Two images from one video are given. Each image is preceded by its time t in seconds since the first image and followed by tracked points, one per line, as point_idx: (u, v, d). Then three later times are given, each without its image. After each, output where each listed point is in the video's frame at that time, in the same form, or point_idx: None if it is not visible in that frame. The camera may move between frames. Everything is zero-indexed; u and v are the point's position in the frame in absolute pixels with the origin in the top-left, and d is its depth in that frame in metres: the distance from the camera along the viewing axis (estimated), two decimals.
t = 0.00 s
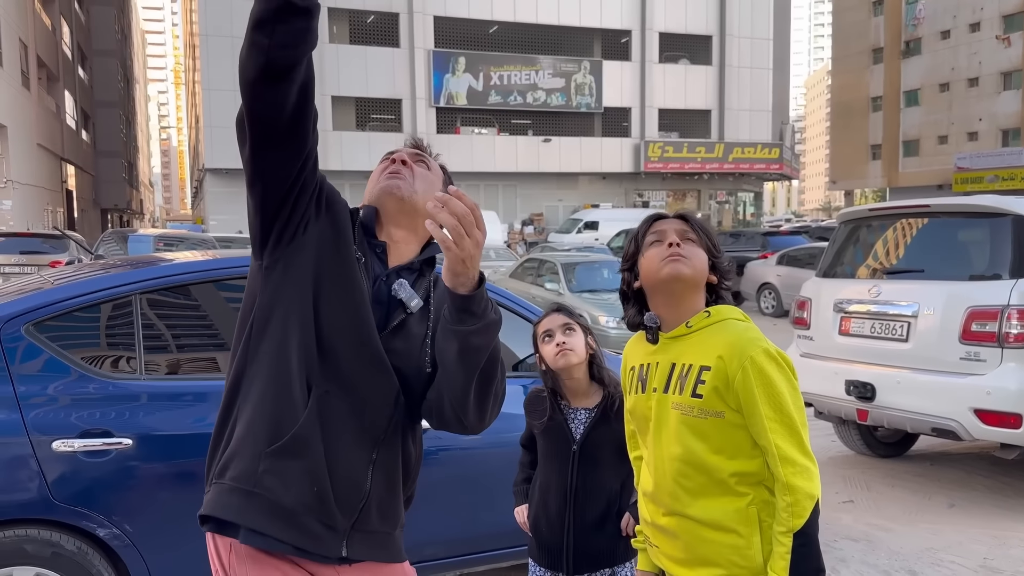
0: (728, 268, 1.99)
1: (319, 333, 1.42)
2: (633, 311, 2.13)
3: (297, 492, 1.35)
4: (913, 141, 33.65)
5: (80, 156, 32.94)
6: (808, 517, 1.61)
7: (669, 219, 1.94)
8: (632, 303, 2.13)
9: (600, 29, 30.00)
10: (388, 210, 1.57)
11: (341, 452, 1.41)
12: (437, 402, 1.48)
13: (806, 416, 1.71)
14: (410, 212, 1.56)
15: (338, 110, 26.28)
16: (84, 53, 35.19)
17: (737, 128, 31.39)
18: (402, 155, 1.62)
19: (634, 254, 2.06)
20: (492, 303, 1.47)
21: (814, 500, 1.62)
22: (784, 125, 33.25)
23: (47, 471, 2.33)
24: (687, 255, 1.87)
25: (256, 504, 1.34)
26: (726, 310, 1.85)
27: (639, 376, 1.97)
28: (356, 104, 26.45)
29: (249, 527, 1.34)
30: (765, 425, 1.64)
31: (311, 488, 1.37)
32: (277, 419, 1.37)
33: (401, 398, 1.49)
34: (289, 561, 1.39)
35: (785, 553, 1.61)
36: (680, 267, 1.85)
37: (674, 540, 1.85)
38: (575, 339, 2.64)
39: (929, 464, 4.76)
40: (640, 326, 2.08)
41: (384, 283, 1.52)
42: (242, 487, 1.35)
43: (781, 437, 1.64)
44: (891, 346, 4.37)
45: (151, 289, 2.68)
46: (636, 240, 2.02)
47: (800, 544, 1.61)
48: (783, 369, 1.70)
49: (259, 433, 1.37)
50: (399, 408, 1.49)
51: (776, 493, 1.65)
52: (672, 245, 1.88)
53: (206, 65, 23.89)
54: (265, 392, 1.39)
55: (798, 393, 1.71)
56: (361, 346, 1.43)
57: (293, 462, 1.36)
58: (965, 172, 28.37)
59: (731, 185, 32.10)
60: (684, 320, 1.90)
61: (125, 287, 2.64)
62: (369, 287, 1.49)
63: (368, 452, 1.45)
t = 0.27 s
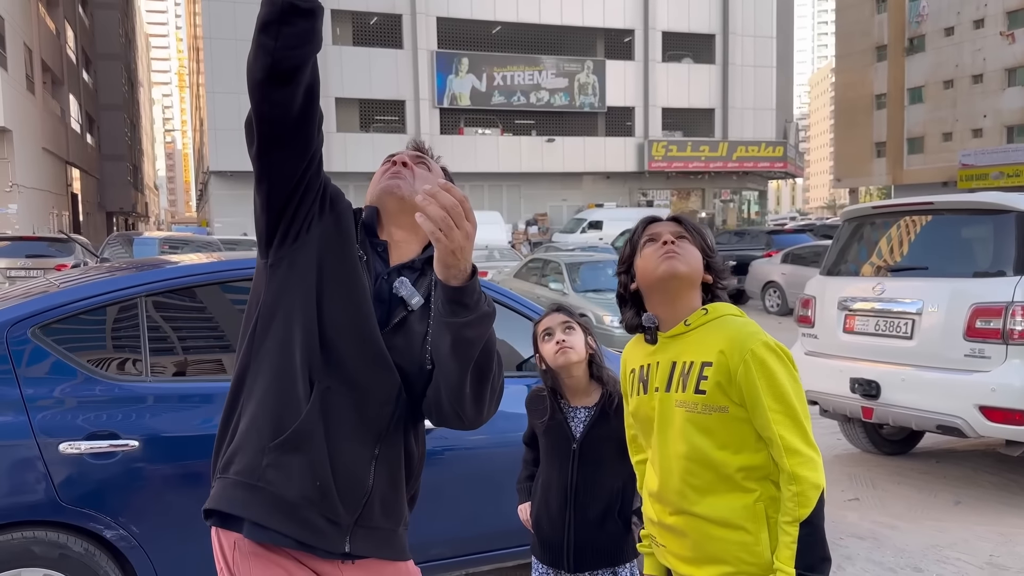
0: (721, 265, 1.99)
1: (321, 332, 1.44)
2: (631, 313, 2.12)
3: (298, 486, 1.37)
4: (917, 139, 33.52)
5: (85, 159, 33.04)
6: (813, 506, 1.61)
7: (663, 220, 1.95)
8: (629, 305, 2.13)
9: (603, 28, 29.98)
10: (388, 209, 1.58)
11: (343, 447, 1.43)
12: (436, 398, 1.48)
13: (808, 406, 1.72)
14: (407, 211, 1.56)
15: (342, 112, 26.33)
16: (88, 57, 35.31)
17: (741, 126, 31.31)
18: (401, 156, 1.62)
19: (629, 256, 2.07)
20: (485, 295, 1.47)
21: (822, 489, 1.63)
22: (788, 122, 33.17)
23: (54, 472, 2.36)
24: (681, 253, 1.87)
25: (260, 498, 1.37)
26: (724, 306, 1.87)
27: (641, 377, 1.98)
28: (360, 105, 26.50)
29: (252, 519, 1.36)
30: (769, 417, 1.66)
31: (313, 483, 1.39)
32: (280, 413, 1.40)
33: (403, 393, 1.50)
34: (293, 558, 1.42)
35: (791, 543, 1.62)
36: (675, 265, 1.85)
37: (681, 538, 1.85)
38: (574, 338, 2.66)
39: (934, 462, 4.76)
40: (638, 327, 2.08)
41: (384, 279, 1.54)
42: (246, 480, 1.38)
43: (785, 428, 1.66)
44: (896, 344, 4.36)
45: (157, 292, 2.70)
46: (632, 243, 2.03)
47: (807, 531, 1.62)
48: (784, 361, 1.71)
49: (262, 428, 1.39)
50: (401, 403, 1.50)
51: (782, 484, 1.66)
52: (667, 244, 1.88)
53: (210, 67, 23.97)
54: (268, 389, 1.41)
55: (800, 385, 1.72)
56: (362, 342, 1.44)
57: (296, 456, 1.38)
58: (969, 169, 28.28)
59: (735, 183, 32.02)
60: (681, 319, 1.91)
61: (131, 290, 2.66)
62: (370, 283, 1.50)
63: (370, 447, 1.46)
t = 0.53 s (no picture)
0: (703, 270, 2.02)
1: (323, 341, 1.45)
2: (621, 323, 2.13)
3: (306, 491, 1.39)
4: (922, 137, 33.38)
5: (90, 164, 33.20)
6: (831, 480, 1.68)
7: (644, 231, 1.99)
8: (619, 316, 2.14)
9: (605, 30, 30.00)
10: (394, 221, 1.60)
11: (350, 451, 1.44)
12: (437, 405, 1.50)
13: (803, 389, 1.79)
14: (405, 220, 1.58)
15: (346, 115, 26.45)
16: (93, 63, 35.51)
17: (744, 126, 31.28)
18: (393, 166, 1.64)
19: (616, 269, 2.09)
20: (484, 310, 1.50)
21: (834, 463, 1.70)
22: (792, 122, 33.12)
23: (61, 478, 2.38)
24: (667, 259, 1.90)
25: (267, 503, 1.39)
26: (711, 307, 1.90)
27: (637, 384, 1.97)
28: (363, 109, 26.60)
29: (260, 526, 1.38)
30: (771, 404, 1.68)
31: (322, 488, 1.41)
32: (286, 420, 1.41)
33: (407, 396, 1.52)
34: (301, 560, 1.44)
35: (812, 521, 1.67)
36: (662, 269, 1.89)
37: (688, 540, 1.84)
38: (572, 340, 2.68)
39: (939, 461, 4.75)
40: (630, 337, 2.08)
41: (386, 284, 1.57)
42: (253, 487, 1.39)
43: (790, 412, 1.70)
44: (899, 344, 4.36)
45: (162, 298, 2.72)
46: (617, 255, 2.05)
47: (826, 505, 1.68)
48: (777, 351, 1.76)
49: (269, 435, 1.41)
50: (404, 408, 1.52)
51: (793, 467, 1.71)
52: (652, 250, 1.91)
53: (214, 72, 24.08)
54: (272, 397, 1.42)
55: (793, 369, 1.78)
56: (367, 349, 1.46)
57: (303, 462, 1.40)
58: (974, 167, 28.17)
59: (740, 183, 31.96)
60: (672, 322, 1.94)
61: (137, 296, 2.68)
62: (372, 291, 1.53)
63: (376, 450, 1.48)
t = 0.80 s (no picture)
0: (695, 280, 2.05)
1: (324, 373, 1.53)
2: (615, 330, 2.18)
3: (319, 514, 1.49)
4: (926, 138, 33.27)
5: (96, 170, 33.37)
6: (835, 465, 1.69)
7: (637, 238, 2.00)
8: (614, 323, 2.19)
9: (609, 33, 30.04)
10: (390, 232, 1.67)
11: (356, 471, 1.53)
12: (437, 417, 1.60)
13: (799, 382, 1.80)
14: (408, 242, 1.66)
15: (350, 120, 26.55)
16: (99, 70, 35.72)
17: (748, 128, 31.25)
18: (385, 176, 1.66)
19: (610, 276, 2.11)
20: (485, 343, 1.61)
21: (838, 450, 1.71)
22: (796, 124, 33.08)
23: (67, 484, 2.40)
24: (659, 266, 1.92)
25: (281, 531, 1.48)
26: (704, 309, 1.92)
27: (634, 390, 1.96)
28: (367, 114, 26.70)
29: (277, 551, 1.48)
30: (770, 398, 1.69)
31: (333, 508, 1.50)
32: (294, 446, 1.50)
33: (411, 408, 1.63)
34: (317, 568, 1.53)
35: (820, 506, 1.68)
36: (656, 274, 1.90)
37: (692, 544, 1.82)
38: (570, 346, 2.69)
39: (944, 463, 4.74)
40: (626, 343, 2.11)
41: (385, 296, 1.66)
42: (266, 518, 1.49)
43: (790, 405, 1.70)
44: (903, 346, 4.36)
45: (168, 303, 2.75)
46: (611, 261, 2.07)
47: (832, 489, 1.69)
48: (771, 346, 1.77)
49: (276, 464, 1.50)
50: (410, 418, 1.63)
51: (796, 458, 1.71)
52: (644, 256, 1.93)
53: (219, 78, 24.18)
54: (279, 430, 1.51)
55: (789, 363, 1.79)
56: (369, 374, 1.55)
57: (313, 489, 1.49)
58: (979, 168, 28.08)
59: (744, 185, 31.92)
60: (667, 326, 1.94)
61: (142, 302, 2.71)
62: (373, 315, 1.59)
63: (383, 465, 1.58)
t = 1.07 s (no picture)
0: (697, 274, 2.01)
1: (327, 425, 1.55)
2: (620, 337, 2.16)
3: (321, 554, 1.53)
4: (931, 141, 33.21)
5: (102, 176, 33.54)
6: (836, 478, 1.62)
7: (631, 246, 2.00)
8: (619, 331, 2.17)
9: (612, 38, 30.09)
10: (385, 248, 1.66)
11: (357, 506, 1.58)
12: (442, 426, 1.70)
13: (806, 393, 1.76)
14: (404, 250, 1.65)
15: (355, 126, 26.67)
16: (105, 76, 35.93)
17: (753, 132, 31.26)
18: (377, 180, 1.63)
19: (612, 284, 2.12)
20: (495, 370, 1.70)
21: (839, 462, 1.65)
22: (800, 128, 33.05)
23: (72, 490, 2.41)
24: (653, 271, 1.92)
25: (280, 566, 1.52)
26: (710, 315, 1.90)
27: (638, 393, 1.97)
28: (371, 119, 26.79)
29: None
30: (774, 408, 1.68)
31: (334, 546, 1.54)
32: (296, 487, 1.53)
33: (406, 434, 1.70)
34: None
35: (820, 519, 1.57)
36: (646, 281, 1.91)
37: (691, 549, 1.83)
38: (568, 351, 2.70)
39: (948, 467, 4.73)
40: (630, 350, 2.10)
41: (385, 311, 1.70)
42: (265, 557, 1.52)
43: (792, 415, 1.68)
44: (906, 350, 4.35)
45: (174, 309, 2.76)
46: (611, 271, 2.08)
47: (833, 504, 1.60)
48: (776, 354, 1.76)
49: (277, 505, 1.52)
50: (407, 433, 1.71)
51: (796, 467, 1.65)
52: (635, 265, 1.94)
53: (224, 83, 24.30)
54: (281, 474, 1.53)
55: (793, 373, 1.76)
56: (370, 415, 1.60)
57: (314, 532, 1.52)
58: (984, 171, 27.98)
59: (749, 189, 31.89)
60: (671, 332, 1.95)
61: (148, 308, 2.72)
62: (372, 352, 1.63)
63: (383, 496, 1.63)
